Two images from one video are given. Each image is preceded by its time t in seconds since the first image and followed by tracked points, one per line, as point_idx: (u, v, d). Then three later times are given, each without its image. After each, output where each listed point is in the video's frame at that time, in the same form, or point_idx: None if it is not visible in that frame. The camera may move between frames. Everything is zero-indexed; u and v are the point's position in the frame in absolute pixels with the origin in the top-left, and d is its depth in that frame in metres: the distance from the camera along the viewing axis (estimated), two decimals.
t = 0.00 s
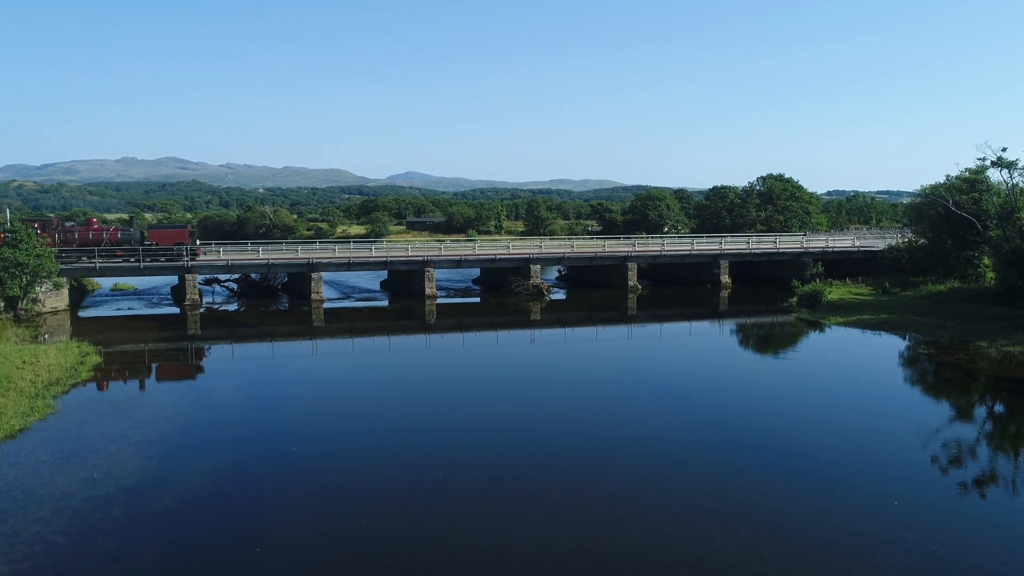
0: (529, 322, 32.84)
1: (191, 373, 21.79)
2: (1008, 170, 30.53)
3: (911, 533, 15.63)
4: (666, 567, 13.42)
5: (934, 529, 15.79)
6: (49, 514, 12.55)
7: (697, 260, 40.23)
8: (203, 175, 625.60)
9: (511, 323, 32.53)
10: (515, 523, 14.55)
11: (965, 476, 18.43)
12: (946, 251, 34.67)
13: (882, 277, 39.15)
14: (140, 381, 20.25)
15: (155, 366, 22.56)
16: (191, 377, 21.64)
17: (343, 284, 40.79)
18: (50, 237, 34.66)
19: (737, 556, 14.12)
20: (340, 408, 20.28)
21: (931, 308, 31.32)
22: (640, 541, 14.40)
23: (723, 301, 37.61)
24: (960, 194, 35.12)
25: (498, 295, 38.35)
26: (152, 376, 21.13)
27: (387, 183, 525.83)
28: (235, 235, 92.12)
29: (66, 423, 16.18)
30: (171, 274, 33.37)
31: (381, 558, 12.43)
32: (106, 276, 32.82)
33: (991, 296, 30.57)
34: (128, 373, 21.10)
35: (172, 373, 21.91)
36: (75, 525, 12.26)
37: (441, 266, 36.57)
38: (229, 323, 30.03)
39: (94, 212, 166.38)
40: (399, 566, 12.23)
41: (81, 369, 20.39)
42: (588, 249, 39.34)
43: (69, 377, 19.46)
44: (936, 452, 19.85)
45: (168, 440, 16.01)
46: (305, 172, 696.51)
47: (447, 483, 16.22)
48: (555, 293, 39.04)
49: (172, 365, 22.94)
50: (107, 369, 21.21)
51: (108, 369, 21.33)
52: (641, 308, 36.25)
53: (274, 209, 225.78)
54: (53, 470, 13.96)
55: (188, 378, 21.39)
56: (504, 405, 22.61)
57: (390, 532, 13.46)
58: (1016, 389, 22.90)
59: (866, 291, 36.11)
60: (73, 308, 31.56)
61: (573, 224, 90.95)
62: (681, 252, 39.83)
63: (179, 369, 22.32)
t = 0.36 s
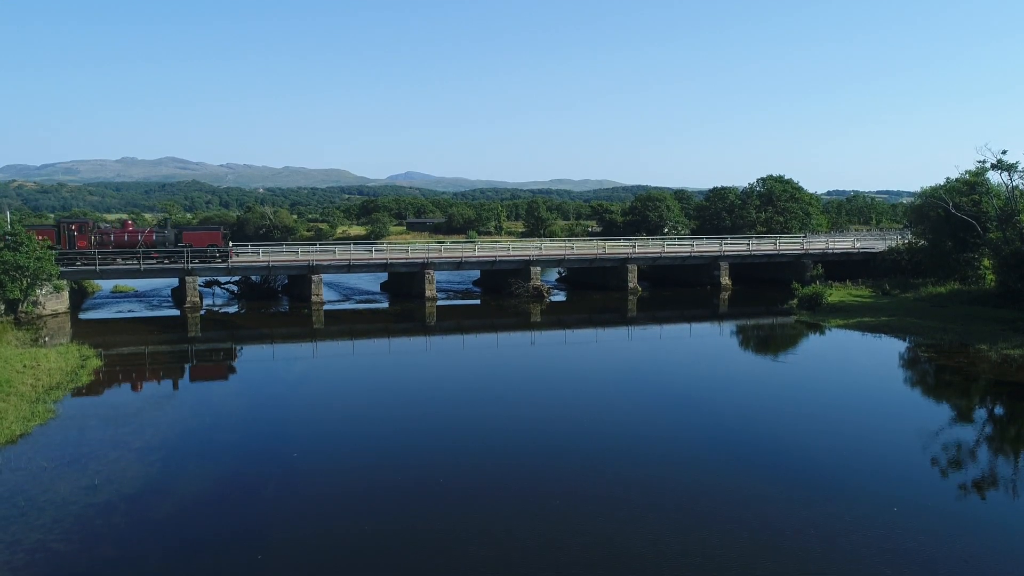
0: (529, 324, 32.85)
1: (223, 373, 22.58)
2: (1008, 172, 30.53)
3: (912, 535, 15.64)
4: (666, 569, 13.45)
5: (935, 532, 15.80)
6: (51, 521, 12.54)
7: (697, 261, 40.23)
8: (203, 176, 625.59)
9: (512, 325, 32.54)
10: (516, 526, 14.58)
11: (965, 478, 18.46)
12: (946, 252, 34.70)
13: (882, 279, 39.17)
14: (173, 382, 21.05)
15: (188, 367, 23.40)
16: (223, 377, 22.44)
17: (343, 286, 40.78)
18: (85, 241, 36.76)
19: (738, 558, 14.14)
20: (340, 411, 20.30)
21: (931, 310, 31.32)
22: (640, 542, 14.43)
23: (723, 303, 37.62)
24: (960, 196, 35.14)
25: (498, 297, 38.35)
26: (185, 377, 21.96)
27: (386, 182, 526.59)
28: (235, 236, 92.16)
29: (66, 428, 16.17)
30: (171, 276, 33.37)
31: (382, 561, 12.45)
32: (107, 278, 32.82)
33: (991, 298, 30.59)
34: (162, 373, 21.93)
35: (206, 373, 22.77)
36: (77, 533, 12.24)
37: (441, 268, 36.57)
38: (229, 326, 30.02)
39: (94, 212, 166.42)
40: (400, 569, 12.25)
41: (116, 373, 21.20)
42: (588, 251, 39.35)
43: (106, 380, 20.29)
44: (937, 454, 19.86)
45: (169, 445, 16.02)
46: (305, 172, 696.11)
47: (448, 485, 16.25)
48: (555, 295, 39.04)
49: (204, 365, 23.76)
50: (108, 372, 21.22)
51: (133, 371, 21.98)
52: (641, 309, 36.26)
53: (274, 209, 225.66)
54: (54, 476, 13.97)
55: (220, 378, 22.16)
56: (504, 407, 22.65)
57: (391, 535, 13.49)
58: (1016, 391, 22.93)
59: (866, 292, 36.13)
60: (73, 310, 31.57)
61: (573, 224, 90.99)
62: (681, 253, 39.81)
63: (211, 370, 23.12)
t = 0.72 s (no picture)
0: (530, 327, 32.85)
1: (257, 373, 23.25)
2: (1009, 176, 30.54)
3: (914, 540, 15.62)
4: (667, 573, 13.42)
5: (936, 536, 15.78)
6: (52, 530, 12.52)
7: (697, 264, 40.20)
8: (203, 176, 625.83)
9: (512, 328, 32.55)
10: (515, 531, 14.55)
11: (966, 482, 18.46)
12: (947, 255, 34.68)
13: (882, 282, 39.21)
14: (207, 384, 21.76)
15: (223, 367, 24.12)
16: (257, 377, 23.11)
17: (343, 289, 40.72)
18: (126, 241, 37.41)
19: (740, 561, 14.12)
20: (341, 416, 20.30)
21: (931, 314, 31.33)
22: (641, 545, 14.47)
23: (723, 306, 37.61)
24: (960, 199, 35.16)
25: (499, 299, 38.33)
26: (220, 378, 22.67)
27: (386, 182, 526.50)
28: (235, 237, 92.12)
29: (67, 435, 16.14)
30: (171, 279, 33.35)
31: (383, 567, 12.44)
32: (107, 281, 32.79)
33: (991, 301, 30.61)
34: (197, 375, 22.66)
35: (241, 373, 23.49)
36: (77, 542, 12.22)
37: (441, 270, 36.56)
38: (229, 329, 30.01)
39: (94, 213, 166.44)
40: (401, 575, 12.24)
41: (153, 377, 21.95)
42: (588, 253, 39.33)
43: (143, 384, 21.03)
44: (937, 457, 19.86)
45: (170, 452, 16.00)
46: (305, 172, 696.20)
47: (449, 490, 16.24)
48: (555, 298, 39.01)
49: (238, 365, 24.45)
50: (109, 377, 21.21)
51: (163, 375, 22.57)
52: (641, 312, 36.27)
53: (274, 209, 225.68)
54: (54, 485, 13.95)
55: (255, 379, 22.83)
56: (505, 410, 22.68)
57: (392, 540, 13.50)
58: (1016, 395, 22.95)
59: (866, 295, 36.14)
60: (73, 313, 31.56)
61: (573, 225, 90.99)
62: (681, 256, 39.78)
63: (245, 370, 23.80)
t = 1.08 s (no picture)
0: (530, 330, 32.84)
1: (287, 374, 23.77)
2: (1009, 180, 30.55)
3: (916, 544, 15.59)
4: None
5: (938, 540, 15.76)
6: (53, 540, 12.47)
7: (697, 267, 40.18)
8: (203, 176, 626.30)
9: (512, 331, 32.55)
10: (516, 535, 14.53)
11: (966, 486, 18.46)
12: (947, 258, 34.72)
13: (882, 284, 39.21)
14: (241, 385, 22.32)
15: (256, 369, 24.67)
16: (288, 378, 23.66)
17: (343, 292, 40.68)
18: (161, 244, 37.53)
19: (742, 565, 14.09)
20: (340, 420, 20.28)
21: (931, 317, 31.32)
22: (640, 547, 14.56)
23: (724, 308, 37.60)
24: (960, 202, 35.17)
25: (499, 302, 38.31)
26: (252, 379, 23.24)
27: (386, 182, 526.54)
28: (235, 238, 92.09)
29: (68, 443, 16.09)
30: (172, 282, 33.32)
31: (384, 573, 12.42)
32: (106, 284, 32.75)
33: (991, 304, 30.61)
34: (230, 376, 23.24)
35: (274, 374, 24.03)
36: (79, 552, 12.16)
37: (441, 273, 36.55)
38: (229, 332, 29.99)
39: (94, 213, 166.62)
40: None
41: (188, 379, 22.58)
42: (589, 256, 39.33)
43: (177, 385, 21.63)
44: (937, 461, 19.86)
45: (170, 458, 16.00)
46: (305, 172, 696.20)
47: (450, 494, 16.24)
48: (555, 300, 38.98)
49: (271, 367, 24.98)
50: (110, 382, 21.19)
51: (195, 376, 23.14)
52: (641, 315, 36.27)
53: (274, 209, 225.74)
54: (56, 494, 13.90)
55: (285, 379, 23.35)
56: (505, 413, 22.72)
57: (393, 545, 13.49)
58: (1016, 398, 22.96)
59: (866, 298, 36.14)
60: (74, 316, 31.53)
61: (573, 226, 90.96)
62: (681, 259, 39.76)
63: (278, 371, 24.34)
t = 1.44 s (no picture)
0: (529, 333, 32.83)
1: (320, 375, 24.44)
2: (1009, 185, 30.56)
3: (918, 549, 15.55)
4: None
5: (940, 545, 15.73)
6: (54, 550, 12.41)
7: (697, 270, 40.16)
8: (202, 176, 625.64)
9: (511, 334, 32.55)
10: (518, 540, 14.54)
11: (966, 490, 18.45)
12: (947, 261, 34.76)
13: (882, 287, 39.19)
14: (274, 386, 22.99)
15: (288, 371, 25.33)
16: (320, 378, 24.36)
17: (343, 295, 40.65)
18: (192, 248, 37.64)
19: (744, 569, 14.06)
20: (340, 424, 20.25)
21: (931, 321, 31.32)
22: (641, 549, 14.60)
23: (724, 311, 37.59)
24: (960, 206, 35.16)
25: (499, 305, 38.30)
26: (285, 380, 23.88)
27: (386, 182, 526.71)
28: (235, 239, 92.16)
29: (68, 451, 16.03)
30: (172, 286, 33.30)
31: None
32: (107, 288, 32.72)
33: (990, 308, 30.63)
34: (264, 377, 23.92)
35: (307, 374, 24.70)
36: (80, 563, 12.10)
37: (441, 276, 36.54)
38: (229, 335, 29.98)
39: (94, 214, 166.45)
40: None
41: (224, 380, 23.25)
42: (589, 259, 39.32)
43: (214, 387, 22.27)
44: (937, 465, 19.85)
45: (170, 464, 15.98)
46: (305, 172, 696.36)
47: (451, 498, 16.24)
48: (555, 303, 38.96)
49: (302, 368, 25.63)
50: (110, 388, 21.16)
51: (230, 377, 23.81)
52: (641, 317, 36.27)
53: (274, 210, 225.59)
54: (57, 503, 13.83)
55: (317, 380, 23.99)
56: (506, 415, 22.76)
57: (394, 551, 13.46)
58: (1016, 402, 22.95)
59: (866, 301, 36.13)
60: (74, 319, 31.52)
61: (573, 227, 90.94)
62: (681, 262, 39.75)
63: (309, 372, 25.01)
